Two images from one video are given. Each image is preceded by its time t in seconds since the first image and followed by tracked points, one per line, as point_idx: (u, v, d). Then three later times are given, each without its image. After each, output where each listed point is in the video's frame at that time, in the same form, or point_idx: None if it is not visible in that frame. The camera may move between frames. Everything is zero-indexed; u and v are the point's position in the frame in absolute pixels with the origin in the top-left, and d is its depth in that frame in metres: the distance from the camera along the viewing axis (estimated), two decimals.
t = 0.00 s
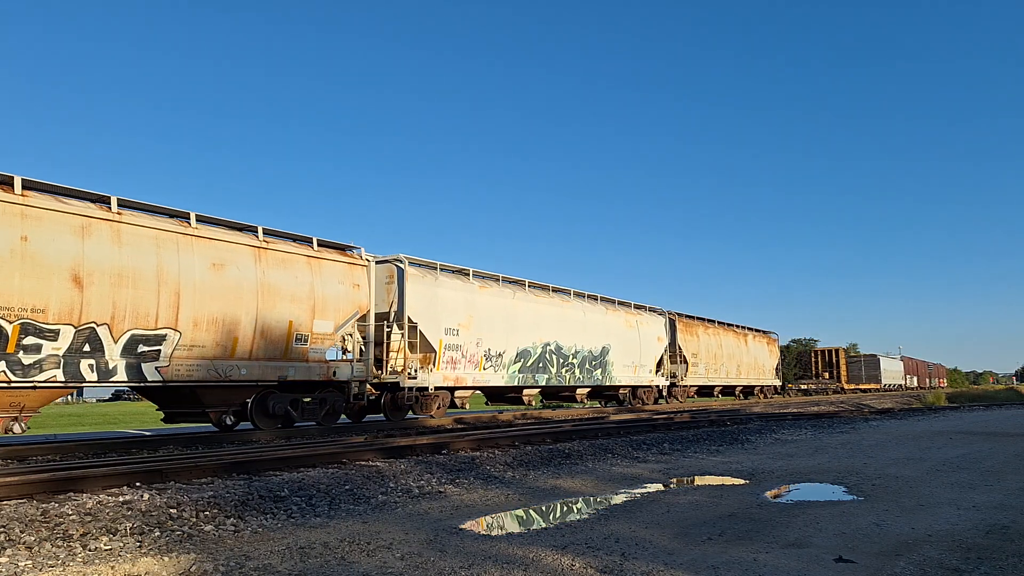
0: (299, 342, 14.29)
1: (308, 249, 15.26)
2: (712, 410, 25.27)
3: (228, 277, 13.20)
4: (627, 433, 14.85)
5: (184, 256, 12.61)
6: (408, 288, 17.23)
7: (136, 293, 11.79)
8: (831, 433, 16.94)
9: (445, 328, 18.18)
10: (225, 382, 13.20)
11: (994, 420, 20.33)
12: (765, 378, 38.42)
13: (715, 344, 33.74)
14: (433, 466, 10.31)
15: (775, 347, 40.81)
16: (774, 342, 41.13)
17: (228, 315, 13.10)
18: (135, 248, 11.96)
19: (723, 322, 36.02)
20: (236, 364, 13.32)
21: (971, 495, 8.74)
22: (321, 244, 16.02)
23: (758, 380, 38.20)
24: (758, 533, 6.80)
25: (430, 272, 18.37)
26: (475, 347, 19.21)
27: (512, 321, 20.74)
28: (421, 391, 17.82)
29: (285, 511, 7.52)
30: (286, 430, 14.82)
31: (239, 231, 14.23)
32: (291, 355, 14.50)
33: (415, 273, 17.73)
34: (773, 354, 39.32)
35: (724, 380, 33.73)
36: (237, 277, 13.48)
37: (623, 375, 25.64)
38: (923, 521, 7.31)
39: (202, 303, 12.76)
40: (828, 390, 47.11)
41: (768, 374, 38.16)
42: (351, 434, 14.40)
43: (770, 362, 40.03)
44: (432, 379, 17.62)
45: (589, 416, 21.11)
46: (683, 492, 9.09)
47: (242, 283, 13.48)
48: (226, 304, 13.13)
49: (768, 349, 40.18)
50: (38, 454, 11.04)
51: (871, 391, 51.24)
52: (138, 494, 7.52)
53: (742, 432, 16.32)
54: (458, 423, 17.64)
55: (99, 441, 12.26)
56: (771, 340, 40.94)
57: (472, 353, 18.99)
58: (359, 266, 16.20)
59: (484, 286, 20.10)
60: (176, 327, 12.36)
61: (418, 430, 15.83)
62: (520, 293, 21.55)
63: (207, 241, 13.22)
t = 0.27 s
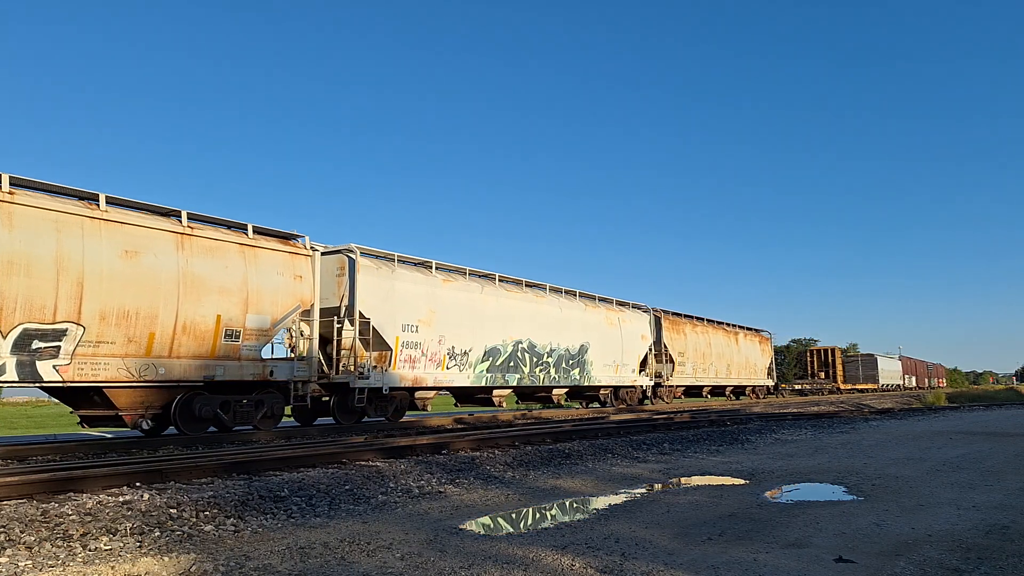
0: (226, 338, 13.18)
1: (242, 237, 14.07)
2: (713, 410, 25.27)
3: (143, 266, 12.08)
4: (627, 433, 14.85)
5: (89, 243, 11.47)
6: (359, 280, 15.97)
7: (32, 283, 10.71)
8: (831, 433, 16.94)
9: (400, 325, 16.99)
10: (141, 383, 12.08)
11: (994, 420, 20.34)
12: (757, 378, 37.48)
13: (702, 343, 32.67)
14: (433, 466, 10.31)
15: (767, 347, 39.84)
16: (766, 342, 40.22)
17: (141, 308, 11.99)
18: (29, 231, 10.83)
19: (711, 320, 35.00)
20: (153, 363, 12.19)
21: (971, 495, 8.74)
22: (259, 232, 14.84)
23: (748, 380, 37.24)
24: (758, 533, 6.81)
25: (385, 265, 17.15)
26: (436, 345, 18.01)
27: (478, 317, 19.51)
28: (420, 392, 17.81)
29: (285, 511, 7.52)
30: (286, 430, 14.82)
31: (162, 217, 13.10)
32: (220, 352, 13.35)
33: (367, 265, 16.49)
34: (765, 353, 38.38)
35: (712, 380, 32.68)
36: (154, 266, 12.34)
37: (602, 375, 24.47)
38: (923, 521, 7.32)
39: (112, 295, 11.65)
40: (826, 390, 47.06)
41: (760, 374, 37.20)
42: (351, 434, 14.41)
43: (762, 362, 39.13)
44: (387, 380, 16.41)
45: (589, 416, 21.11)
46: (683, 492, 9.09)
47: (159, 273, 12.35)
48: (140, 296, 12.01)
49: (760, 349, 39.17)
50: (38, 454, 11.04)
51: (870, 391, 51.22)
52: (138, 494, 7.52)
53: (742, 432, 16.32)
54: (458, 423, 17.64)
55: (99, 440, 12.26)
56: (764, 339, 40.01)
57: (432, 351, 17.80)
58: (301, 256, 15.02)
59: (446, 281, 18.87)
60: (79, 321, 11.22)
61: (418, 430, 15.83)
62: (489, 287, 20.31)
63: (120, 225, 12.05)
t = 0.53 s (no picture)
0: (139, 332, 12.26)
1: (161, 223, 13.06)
2: (713, 411, 25.27)
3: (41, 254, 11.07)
4: (627, 433, 14.84)
5: None
6: (301, 270, 14.85)
7: None
8: (831, 433, 16.95)
9: (350, 319, 15.81)
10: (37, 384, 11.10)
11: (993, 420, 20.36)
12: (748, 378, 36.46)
13: (688, 341, 31.54)
14: (433, 466, 10.31)
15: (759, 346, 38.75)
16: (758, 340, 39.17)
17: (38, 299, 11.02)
18: None
19: (699, 318, 33.90)
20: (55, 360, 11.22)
21: (971, 495, 8.74)
22: (182, 218, 13.79)
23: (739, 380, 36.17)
24: (758, 533, 6.81)
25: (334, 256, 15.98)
26: (391, 341, 16.81)
27: (440, 313, 18.40)
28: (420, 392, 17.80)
29: (285, 511, 7.52)
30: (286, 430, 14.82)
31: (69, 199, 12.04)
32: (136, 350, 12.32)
33: (312, 255, 15.32)
34: (756, 352, 37.33)
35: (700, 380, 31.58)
36: (53, 253, 11.26)
37: (577, 374, 23.40)
38: (923, 521, 7.31)
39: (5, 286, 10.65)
40: (825, 389, 47.02)
41: (752, 374, 36.07)
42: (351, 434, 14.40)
43: (753, 361, 38.06)
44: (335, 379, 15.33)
45: (589, 416, 21.12)
46: (683, 492, 9.09)
47: (62, 261, 11.34)
48: (37, 287, 11.01)
49: (751, 347, 38.05)
50: (38, 454, 11.04)
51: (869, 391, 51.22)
52: (138, 494, 7.52)
53: (742, 432, 16.33)
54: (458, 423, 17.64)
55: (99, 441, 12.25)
56: (756, 338, 38.94)
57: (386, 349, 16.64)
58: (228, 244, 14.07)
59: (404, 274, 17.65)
60: None
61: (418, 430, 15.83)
62: (452, 281, 19.18)
63: (15, 207, 10.93)
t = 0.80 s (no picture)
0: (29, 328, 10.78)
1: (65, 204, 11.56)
2: (713, 410, 25.29)
3: None
4: (627, 433, 14.84)
5: None
6: (232, 260, 13.66)
7: None
8: (831, 433, 16.95)
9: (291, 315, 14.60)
10: None
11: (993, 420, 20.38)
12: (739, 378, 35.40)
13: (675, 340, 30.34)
14: (433, 466, 10.31)
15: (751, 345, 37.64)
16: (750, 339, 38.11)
17: None
18: None
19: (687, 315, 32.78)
20: None
21: (971, 495, 8.74)
22: (96, 199, 12.32)
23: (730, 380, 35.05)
24: (758, 533, 6.80)
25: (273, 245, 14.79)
26: (339, 339, 15.58)
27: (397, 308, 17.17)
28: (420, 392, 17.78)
29: (285, 511, 7.52)
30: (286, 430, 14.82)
31: None
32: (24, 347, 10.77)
33: (246, 244, 14.11)
34: (748, 352, 36.23)
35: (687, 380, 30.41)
36: None
37: (552, 373, 22.23)
38: (923, 521, 7.31)
39: None
40: (824, 389, 46.93)
41: (744, 373, 34.89)
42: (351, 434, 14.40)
43: (745, 359, 37.02)
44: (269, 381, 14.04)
45: (589, 416, 21.13)
46: (682, 492, 9.09)
47: None
48: None
49: (742, 346, 36.93)
50: (38, 454, 11.05)
51: (869, 391, 51.18)
52: (138, 494, 7.52)
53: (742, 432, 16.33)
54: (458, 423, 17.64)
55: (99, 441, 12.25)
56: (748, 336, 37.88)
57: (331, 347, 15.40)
58: (145, 231, 12.55)
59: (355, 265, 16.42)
60: None
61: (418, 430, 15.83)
62: (412, 273, 17.95)
63: None
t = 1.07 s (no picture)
0: None
1: None
2: (713, 410, 25.29)
3: None
4: (627, 433, 14.84)
5: None
6: (148, 248, 12.50)
7: None
8: (831, 433, 16.95)
9: (218, 309, 13.39)
10: None
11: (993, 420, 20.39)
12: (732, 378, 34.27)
13: (661, 338, 29.10)
14: (433, 466, 10.32)
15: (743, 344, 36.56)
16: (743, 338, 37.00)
17: None
18: None
19: (675, 313, 31.63)
20: None
21: (971, 495, 8.74)
22: None
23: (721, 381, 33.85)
24: (758, 533, 6.80)
25: (200, 232, 13.54)
26: (277, 335, 14.36)
27: (347, 302, 15.91)
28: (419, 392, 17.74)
29: (285, 511, 7.52)
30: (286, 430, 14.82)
31: None
32: None
33: (166, 231, 12.88)
34: (740, 351, 35.10)
35: (675, 381, 29.23)
36: None
37: (523, 373, 20.92)
38: (923, 521, 7.31)
39: None
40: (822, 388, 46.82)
41: (735, 374, 33.75)
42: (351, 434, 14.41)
43: (737, 359, 35.90)
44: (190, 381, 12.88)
45: (589, 416, 21.13)
46: (682, 492, 9.09)
47: None
48: None
49: (733, 345, 35.73)
50: (38, 454, 11.05)
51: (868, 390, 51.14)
52: (138, 494, 7.52)
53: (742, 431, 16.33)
54: (458, 423, 17.64)
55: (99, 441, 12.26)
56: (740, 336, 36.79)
57: (266, 344, 14.16)
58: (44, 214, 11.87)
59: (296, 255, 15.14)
60: None
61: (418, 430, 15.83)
62: (365, 265, 16.70)
63: None
